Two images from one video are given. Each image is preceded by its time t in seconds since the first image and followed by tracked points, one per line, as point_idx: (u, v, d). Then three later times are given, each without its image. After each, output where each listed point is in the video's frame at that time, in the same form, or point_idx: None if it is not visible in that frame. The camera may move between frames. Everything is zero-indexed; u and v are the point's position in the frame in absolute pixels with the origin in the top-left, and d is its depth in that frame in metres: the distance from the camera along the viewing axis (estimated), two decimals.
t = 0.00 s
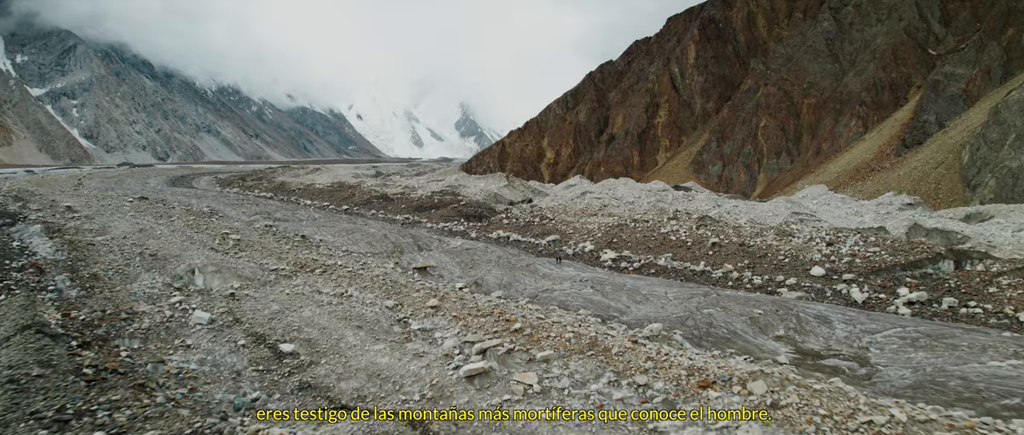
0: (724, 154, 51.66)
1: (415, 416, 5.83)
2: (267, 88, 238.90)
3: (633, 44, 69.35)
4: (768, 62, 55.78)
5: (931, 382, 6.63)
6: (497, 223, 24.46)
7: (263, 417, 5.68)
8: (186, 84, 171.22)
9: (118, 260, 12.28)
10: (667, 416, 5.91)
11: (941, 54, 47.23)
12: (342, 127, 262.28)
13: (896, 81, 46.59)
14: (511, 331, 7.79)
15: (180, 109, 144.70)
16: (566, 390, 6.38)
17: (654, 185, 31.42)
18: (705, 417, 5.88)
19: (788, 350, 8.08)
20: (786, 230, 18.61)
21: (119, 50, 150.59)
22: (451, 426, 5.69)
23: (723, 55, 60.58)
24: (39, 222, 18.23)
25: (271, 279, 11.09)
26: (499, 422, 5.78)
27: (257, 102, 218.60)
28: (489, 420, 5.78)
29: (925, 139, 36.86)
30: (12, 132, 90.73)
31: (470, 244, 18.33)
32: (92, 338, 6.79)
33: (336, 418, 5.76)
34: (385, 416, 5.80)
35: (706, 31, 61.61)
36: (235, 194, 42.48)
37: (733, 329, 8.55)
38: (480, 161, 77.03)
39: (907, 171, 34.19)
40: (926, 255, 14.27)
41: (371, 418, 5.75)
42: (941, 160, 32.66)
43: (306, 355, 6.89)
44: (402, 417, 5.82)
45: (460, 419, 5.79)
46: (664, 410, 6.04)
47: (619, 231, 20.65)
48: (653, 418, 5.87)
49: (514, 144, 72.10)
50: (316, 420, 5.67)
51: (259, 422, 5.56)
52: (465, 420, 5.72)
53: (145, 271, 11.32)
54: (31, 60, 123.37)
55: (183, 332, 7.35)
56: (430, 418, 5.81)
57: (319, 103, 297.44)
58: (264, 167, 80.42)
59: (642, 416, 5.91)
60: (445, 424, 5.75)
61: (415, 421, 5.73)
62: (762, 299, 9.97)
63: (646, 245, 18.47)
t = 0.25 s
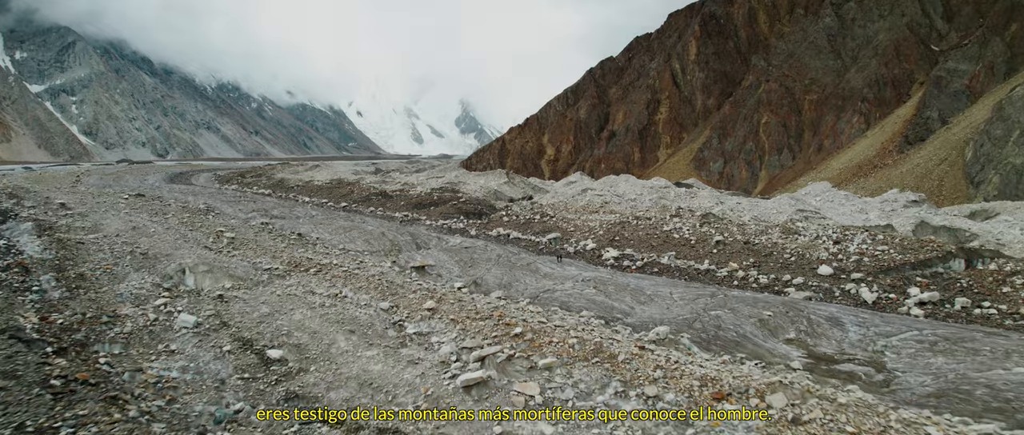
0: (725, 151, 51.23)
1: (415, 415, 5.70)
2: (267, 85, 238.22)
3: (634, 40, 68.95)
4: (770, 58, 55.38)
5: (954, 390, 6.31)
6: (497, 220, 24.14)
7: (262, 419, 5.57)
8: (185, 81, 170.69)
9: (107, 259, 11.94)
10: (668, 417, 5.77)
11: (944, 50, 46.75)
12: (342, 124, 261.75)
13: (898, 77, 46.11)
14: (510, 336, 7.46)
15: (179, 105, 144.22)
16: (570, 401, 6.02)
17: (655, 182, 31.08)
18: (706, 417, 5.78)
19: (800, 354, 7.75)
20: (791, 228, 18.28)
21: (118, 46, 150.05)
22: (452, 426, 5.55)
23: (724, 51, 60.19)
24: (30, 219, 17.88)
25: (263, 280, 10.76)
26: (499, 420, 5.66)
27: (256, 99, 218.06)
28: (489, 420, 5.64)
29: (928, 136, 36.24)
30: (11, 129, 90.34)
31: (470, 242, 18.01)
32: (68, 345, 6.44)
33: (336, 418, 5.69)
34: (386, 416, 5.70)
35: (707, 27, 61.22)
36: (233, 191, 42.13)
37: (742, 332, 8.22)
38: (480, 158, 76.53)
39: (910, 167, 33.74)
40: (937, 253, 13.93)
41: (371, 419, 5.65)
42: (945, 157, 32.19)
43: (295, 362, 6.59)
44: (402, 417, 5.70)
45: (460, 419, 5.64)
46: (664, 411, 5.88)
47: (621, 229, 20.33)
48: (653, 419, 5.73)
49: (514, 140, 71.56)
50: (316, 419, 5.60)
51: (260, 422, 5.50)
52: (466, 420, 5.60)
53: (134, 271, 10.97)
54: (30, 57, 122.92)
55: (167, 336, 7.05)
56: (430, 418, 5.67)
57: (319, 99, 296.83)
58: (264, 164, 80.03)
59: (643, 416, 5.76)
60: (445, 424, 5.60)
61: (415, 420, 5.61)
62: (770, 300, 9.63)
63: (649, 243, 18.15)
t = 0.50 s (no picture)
0: (727, 147, 50.81)
1: (415, 415, 5.58)
2: (266, 82, 237.55)
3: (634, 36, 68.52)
4: (771, 54, 54.96)
5: (981, 400, 6.02)
6: (497, 218, 23.80)
7: (263, 418, 5.52)
8: (185, 77, 170.13)
9: (95, 258, 11.59)
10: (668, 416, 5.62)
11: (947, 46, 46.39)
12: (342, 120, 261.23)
13: (900, 73, 45.74)
14: (510, 341, 7.14)
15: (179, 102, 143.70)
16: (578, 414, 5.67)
17: (657, 179, 30.74)
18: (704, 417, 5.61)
19: (813, 359, 7.41)
20: (796, 226, 17.96)
21: (117, 42, 149.48)
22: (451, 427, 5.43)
23: (725, 48, 59.78)
24: (20, 217, 17.51)
25: (256, 281, 10.45)
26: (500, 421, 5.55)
27: (256, 96, 217.47)
28: (490, 422, 5.51)
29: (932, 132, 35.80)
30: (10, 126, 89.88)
31: (470, 241, 17.68)
32: (39, 353, 6.07)
33: (336, 418, 5.59)
34: (385, 417, 5.60)
35: (708, 23, 60.78)
36: (231, 188, 41.72)
37: (752, 335, 7.90)
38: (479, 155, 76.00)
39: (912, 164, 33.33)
40: (947, 252, 13.61)
41: (370, 420, 5.55)
42: (948, 154, 31.76)
43: (283, 370, 6.30)
44: (402, 416, 5.58)
45: (461, 421, 5.52)
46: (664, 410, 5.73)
47: (623, 227, 20.00)
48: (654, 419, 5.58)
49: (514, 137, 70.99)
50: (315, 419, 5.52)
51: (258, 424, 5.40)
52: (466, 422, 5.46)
53: (122, 271, 10.59)
54: (29, 53, 122.38)
55: (149, 341, 6.74)
56: (430, 418, 5.55)
57: (318, 96, 295.91)
58: (262, 161, 79.55)
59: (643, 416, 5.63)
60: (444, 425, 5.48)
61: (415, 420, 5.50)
62: (777, 300, 9.35)
63: (652, 241, 17.82)
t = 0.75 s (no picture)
0: (728, 144, 50.38)
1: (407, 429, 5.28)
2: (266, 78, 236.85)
3: (635, 32, 68.09)
4: (773, 50, 54.50)
5: (1011, 412, 5.69)
6: (497, 215, 23.45)
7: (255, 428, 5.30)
8: (184, 74, 169.58)
9: (82, 258, 11.24)
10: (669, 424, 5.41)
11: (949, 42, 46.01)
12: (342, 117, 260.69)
13: (903, 69, 45.35)
14: (509, 348, 6.80)
15: (178, 99, 143.18)
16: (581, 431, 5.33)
17: (658, 176, 30.40)
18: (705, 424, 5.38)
19: (827, 364, 7.06)
20: (802, 224, 17.62)
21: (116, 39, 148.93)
22: None
23: (726, 44, 59.36)
24: (10, 215, 17.14)
25: (247, 281, 10.13)
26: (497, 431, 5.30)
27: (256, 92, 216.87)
28: None
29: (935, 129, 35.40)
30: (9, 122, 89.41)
31: (469, 239, 17.35)
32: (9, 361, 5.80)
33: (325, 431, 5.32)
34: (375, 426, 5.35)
35: (709, 19, 60.36)
36: (229, 185, 41.34)
37: (763, 339, 7.57)
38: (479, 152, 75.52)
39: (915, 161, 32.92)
40: (958, 251, 13.26)
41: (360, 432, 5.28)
42: (951, 150, 31.36)
43: (268, 380, 6.02)
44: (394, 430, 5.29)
45: None
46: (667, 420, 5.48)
47: (625, 224, 19.67)
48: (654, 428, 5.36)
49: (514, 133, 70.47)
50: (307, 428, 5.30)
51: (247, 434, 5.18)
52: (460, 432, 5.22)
53: (110, 270, 10.24)
54: (28, 50, 121.85)
55: (130, 347, 6.49)
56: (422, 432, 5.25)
57: (318, 93, 295.24)
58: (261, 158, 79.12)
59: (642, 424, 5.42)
60: None
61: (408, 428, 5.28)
62: (786, 302, 9.03)
63: (655, 239, 17.49)
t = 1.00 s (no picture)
0: (729, 140, 49.96)
1: None
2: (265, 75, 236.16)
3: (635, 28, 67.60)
4: (774, 46, 54.04)
5: None
6: (497, 213, 23.10)
7: None
8: (184, 70, 169.03)
9: (70, 257, 10.91)
10: None
11: (952, 38, 45.60)
12: (342, 114, 260.20)
13: (905, 65, 44.94)
14: (509, 356, 6.49)
15: (178, 95, 142.66)
16: None
17: (660, 172, 30.05)
18: None
19: (843, 371, 6.71)
20: (808, 221, 17.28)
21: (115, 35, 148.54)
22: None
23: (727, 40, 58.96)
24: (1, 212, 16.79)
25: (238, 282, 9.81)
26: None
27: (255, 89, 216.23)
28: None
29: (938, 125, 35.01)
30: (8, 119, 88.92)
31: (468, 236, 17.03)
32: None
33: None
34: None
35: (710, 15, 59.94)
36: (226, 181, 40.98)
37: (775, 344, 7.25)
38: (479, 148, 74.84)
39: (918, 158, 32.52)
40: (970, 249, 12.90)
41: None
42: (954, 147, 30.98)
43: (252, 392, 5.75)
44: None
45: None
46: None
47: (627, 222, 19.36)
48: None
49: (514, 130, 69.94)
50: None
51: None
52: None
53: (96, 271, 9.89)
54: (27, 46, 121.49)
55: (108, 354, 6.26)
56: None
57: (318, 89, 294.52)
58: (260, 155, 78.63)
59: None
60: None
61: None
62: (796, 303, 8.71)
63: (658, 237, 17.17)
